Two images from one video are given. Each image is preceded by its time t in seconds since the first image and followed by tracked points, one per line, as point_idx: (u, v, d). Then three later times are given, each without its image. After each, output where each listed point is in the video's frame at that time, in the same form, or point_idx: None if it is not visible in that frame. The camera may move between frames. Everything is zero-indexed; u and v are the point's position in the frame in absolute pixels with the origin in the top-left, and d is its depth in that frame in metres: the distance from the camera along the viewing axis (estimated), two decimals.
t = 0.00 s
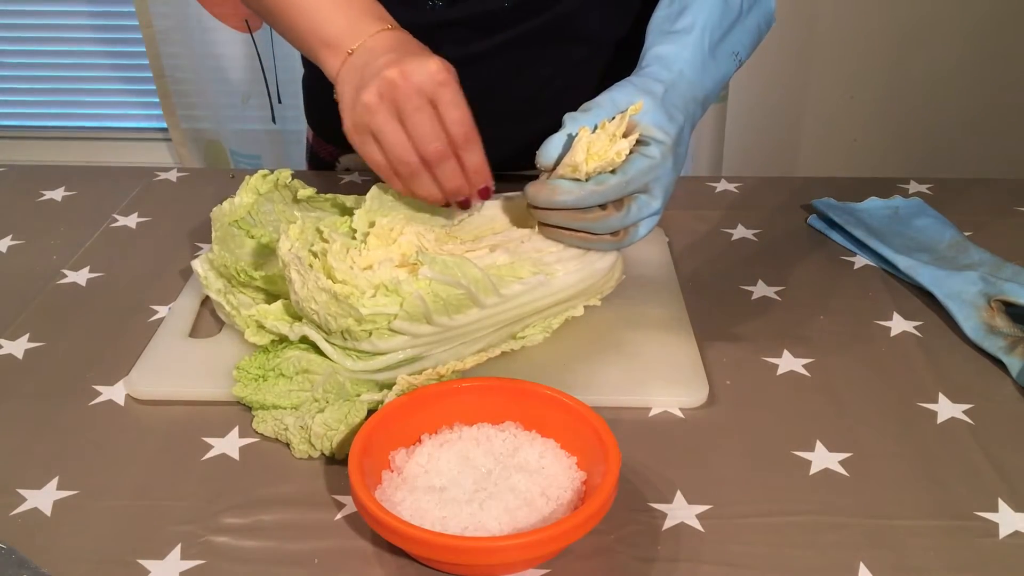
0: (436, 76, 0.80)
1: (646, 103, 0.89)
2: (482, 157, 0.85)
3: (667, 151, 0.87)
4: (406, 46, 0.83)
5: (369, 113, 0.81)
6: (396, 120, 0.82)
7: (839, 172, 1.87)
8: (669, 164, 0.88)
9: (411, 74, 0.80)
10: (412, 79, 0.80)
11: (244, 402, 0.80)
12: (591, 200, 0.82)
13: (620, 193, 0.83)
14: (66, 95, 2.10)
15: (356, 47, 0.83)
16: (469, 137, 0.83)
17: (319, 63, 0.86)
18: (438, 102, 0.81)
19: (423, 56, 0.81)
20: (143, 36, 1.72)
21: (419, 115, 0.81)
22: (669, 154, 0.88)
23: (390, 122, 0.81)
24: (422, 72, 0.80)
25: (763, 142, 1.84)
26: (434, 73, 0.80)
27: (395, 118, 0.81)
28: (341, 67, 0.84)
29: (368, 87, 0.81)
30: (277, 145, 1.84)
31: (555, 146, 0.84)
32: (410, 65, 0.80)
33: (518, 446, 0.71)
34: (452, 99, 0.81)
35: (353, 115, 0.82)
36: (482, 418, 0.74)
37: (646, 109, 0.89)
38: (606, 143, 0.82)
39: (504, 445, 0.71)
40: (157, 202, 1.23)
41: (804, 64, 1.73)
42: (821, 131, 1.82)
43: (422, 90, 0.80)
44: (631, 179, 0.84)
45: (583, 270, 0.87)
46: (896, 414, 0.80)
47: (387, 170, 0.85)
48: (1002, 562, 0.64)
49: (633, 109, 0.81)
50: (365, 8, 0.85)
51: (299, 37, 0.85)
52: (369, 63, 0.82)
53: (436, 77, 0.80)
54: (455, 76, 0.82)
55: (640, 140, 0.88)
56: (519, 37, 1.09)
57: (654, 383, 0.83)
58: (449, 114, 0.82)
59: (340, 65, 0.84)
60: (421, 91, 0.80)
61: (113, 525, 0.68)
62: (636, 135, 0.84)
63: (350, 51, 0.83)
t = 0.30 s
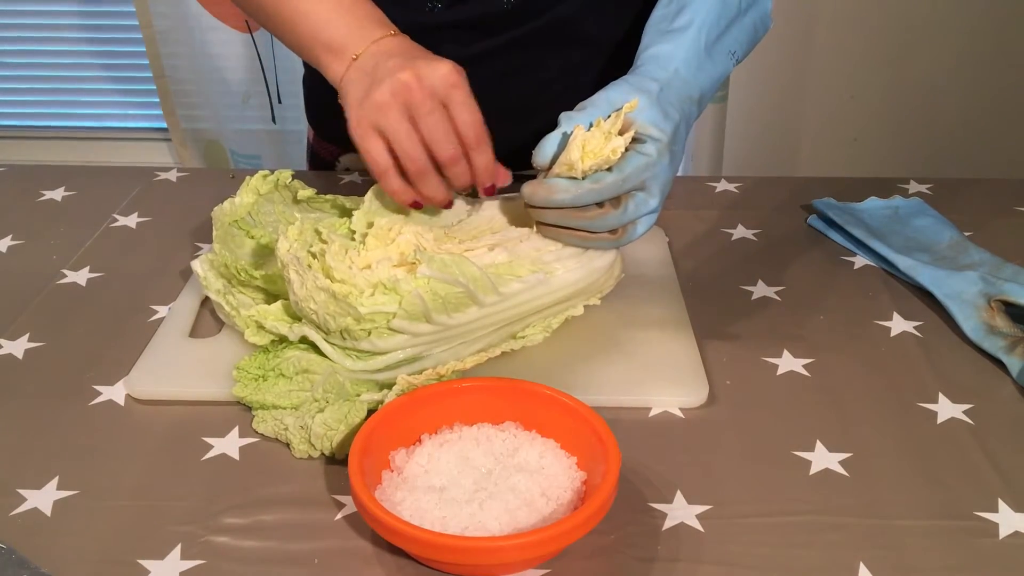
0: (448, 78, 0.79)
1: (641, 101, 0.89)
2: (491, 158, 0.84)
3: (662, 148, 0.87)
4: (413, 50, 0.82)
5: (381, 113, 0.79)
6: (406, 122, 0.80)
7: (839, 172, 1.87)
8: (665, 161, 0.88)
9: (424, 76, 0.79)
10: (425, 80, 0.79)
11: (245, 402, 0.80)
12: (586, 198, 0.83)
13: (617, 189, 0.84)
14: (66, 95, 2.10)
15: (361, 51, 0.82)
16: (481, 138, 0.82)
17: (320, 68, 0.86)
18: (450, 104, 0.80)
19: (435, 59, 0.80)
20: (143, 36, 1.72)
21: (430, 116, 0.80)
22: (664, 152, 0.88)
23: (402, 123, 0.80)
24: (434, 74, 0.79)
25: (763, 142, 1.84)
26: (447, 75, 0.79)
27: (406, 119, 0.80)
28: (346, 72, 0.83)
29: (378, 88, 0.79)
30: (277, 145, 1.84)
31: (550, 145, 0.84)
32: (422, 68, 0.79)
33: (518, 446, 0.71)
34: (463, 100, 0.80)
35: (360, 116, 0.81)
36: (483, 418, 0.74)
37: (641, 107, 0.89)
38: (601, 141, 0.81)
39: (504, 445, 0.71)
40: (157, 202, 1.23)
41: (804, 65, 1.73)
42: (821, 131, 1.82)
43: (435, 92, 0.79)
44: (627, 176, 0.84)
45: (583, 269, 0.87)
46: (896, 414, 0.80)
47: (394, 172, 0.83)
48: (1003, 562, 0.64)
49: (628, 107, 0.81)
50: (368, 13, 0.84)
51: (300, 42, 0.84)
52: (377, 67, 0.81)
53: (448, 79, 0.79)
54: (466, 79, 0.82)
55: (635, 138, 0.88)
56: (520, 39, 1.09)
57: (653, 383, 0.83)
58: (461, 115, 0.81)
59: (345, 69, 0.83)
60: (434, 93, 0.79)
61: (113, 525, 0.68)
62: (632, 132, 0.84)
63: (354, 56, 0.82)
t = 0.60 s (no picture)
0: (405, 84, 0.68)
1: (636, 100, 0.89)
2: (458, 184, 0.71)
3: (657, 147, 0.88)
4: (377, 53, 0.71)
5: (323, 119, 0.67)
6: (354, 130, 0.67)
7: (839, 172, 1.87)
8: (659, 160, 0.89)
9: (377, 79, 0.67)
10: (377, 88, 0.67)
11: (245, 402, 0.80)
12: (580, 196, 0.83)
13: (612, 188, 0.85)
14: (67, 95, 2.09)
15: (313, 56, 0.71)
16: (442, 155, 0.69)
17: (272, 72, 0.75)
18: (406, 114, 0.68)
19: (393, 65, 0.69)
20: (143, 36, 1.72)
21: (382, 123, 0.67)
22: (659, 150, 0.88)
23: (347, 132, 0.67)
24: (389, 79, 0.67)
25: (763, 142, 1.84)
26: (404, 81, 0.68)
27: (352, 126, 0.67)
28: (295, 77, 0.72)
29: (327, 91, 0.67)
30: (278, 145, 1.84)
31: (544, 144, 0.86)
32: (376, 70, 0.68)
33: (518, 446, 0.71)
34: (423, 108, 0.68)
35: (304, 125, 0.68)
36: (482, 418, 0.74)
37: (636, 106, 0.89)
38: (593, 140, 0.82)
39: (504, 445, 0.71)
40: (157, 202, 1.23)
41: (804, 65, 1.73)
42: (820, 131, 1.81)
43: (390, 100, 0.68)
44: (621, 175, 0.85)
45: (582, 268, 0.87)
46: (896, 414, 0.80)
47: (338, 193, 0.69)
48: (1003, 562, 0.64)
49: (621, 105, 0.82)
50: (330, 13, 0.73)
51: (256, 48, 0.74)
52: (332, 70, 0.69)
53: (404, 85, 0.68)
54: (431, 91, 0.70)
55: (630, 136, 0.88)
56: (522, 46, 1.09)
57: (654, 383, 0.83)
58: (419, 124, 0.68)
59: (296, 76, 0.71)
60: (388, 102, 0.68)
61: (113, 525, 0.68)
62: (626, 131, 0.85)
63: (306, 61, 0.71)
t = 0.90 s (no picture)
0: (538, 327, 0.58)
1: (636, 101, 0.89)
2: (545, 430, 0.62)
3: (657, 147, 0.87)
4: (482, 255, 0.62)
5: (442, 336, 0.56)
6: (473, 359, 0.57)
7: (839, 172, 1.87)
8: (660, 161, 0.88)
9: (512, 314, 0.58)
10: (510, 321, 0.57)
11: (245, 402, 0.80)
12: (579, 199, 0.83)
13: (611, 190, 0.84)
14: (67, 95, 2.10)
15: (424, 235, 0.62)
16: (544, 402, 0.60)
17: (360, 229, 0.64)
18: (526, 355, 0.58)
19: (523, 297, 0.59)
20: (143, 36, 1.73)
21: (500, 371, 0.57)
22: (659, 151, 0.88)
23: (462, 362, 0.57)
24: (522, 315, 0.58)
25: (763, 142, 1.84)
26: (536, 323, 0.58)
27: (469, 363, 0.57)
28: (395, 250, 0.61)
29: (438, 310, 0.57)
30: (277, 145, 1.83)
31: (544, 146, 0.86)
32: (511, 303, 0.58)
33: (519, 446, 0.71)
34: (543, 357, 0.59)
35: (402, 334, 0.58)
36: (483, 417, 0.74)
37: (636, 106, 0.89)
38: (592, 142, 0.82)
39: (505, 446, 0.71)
40: (157, 202, 1.23)
41: (804, 65, 1.73)
42: (820, 131, 1.81)
43: (518, 340, 0.58)
44: (620, 176, 0.85)
45: (582, 268, 0.88)
46: (896, 414, 0.80)
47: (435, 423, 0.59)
48: (1003, 562, 0.64)
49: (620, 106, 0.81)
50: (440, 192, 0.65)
51: (325, 165, 0.65)
52: (433, 266, 0.60)
53: (535, 329, 0.58)
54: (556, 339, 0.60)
55: (630, 137, 0.88)
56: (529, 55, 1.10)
57: (654, 384, 0.83)
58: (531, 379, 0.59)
59: (401, 248, 0.61)
60: (517, 340, 0.58)
61: (113, 525, 0.68)
62: (625, 132, 0.85)
63: (412, 237, 0.62)
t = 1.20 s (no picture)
0: (514, 333, 0.60)
1: (637, 102, 0.89)
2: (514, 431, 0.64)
3: (657, 149, 0.87)
4: (457, 261, 0.63)
5: (420, 349, 0.57)
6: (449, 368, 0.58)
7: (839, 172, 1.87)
8: (660, 162, 0.89)
9: (487, 323, 0.59)
10: (485, 331, 0.59)
11: (244, 402, 0.80)
12: (579, 200, 0.83)
13: (611, 192, 0.84)
14: (67, 95, 2.10)
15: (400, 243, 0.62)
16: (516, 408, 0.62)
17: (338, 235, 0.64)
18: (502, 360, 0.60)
19: (498, 304, 0.60)
20: (143, 36, 1.73)
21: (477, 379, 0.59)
22: (660, 152, 0.88)
23: (441, 374, 0.58)
24: (498, 324, 0.59)
25: (763, 142, 1.84)
26: (512, 330, 0.60)
27: (447, 373, 0.58)
28: (373, 259, 0.62)
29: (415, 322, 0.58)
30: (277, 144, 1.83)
31: (544, 147, 0.86)
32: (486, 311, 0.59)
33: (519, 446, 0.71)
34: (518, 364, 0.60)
35: (383, 350, 0.59)
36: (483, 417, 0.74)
37: (637, 108, 0.89)
38: (594, 144, 0.83)
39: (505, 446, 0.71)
40: (158, 203, 1.23)
41: (804, 65, 1.73)
42: (820, 132, 1.82)
43: (494, 347, 0.59)
44: (620, 178, 0.85)
45: (582, 269, 0.87)
46: (896, 414, 0.80)
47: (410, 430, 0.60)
48: (1002, 562, 0.64)
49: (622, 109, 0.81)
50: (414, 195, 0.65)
51: (304, 168, 0.66)
52: (411, 274, 0.61)
53: (511, 336, 0.60)
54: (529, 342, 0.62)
55: (631, 139, 0.88)
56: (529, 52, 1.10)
57: (654, 384, 0.83)
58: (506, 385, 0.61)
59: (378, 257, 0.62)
60: (492, 348, 0.59)
61: (113, 525, 0.68)
62: (626, 134, 0.85)
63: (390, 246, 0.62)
